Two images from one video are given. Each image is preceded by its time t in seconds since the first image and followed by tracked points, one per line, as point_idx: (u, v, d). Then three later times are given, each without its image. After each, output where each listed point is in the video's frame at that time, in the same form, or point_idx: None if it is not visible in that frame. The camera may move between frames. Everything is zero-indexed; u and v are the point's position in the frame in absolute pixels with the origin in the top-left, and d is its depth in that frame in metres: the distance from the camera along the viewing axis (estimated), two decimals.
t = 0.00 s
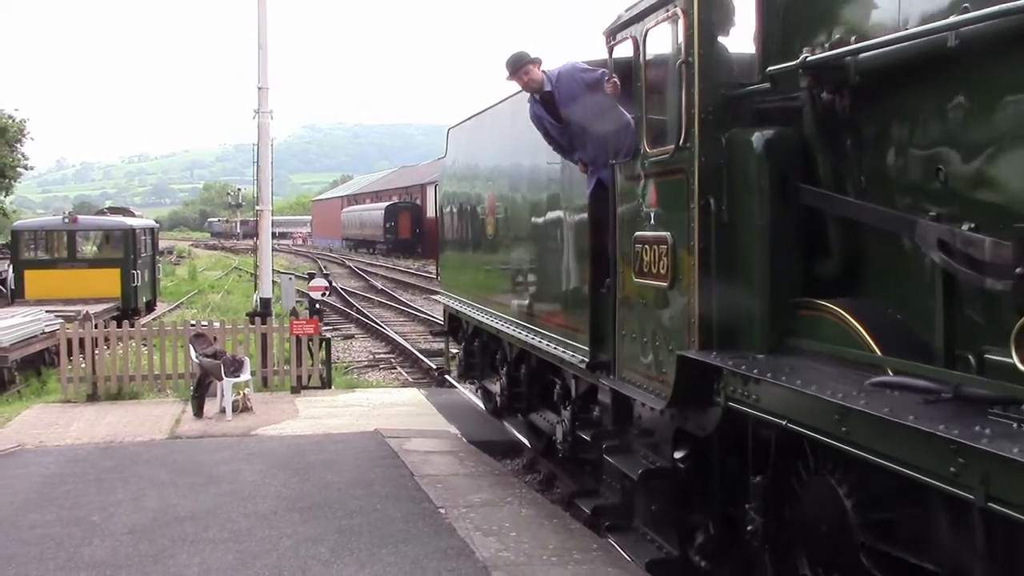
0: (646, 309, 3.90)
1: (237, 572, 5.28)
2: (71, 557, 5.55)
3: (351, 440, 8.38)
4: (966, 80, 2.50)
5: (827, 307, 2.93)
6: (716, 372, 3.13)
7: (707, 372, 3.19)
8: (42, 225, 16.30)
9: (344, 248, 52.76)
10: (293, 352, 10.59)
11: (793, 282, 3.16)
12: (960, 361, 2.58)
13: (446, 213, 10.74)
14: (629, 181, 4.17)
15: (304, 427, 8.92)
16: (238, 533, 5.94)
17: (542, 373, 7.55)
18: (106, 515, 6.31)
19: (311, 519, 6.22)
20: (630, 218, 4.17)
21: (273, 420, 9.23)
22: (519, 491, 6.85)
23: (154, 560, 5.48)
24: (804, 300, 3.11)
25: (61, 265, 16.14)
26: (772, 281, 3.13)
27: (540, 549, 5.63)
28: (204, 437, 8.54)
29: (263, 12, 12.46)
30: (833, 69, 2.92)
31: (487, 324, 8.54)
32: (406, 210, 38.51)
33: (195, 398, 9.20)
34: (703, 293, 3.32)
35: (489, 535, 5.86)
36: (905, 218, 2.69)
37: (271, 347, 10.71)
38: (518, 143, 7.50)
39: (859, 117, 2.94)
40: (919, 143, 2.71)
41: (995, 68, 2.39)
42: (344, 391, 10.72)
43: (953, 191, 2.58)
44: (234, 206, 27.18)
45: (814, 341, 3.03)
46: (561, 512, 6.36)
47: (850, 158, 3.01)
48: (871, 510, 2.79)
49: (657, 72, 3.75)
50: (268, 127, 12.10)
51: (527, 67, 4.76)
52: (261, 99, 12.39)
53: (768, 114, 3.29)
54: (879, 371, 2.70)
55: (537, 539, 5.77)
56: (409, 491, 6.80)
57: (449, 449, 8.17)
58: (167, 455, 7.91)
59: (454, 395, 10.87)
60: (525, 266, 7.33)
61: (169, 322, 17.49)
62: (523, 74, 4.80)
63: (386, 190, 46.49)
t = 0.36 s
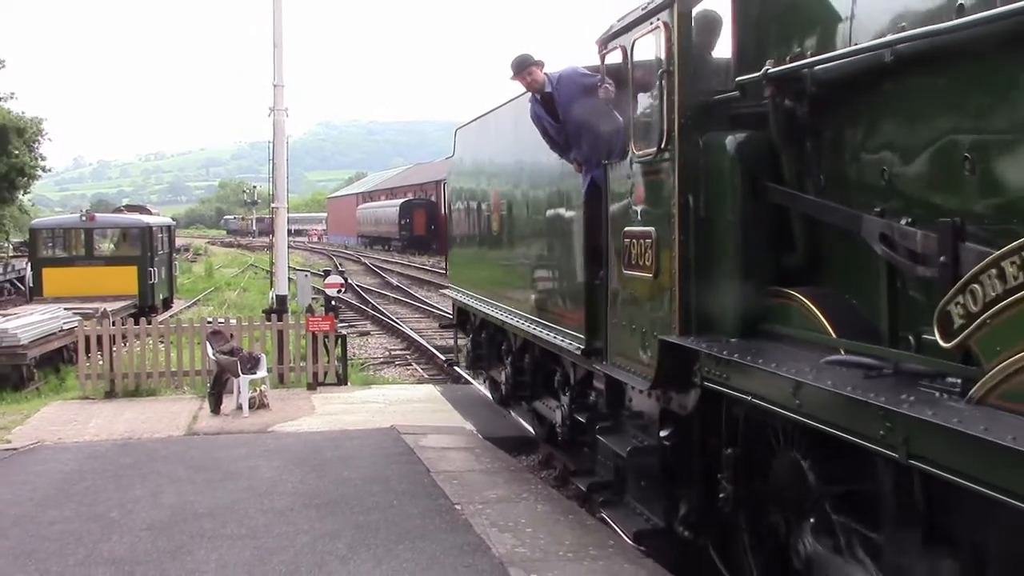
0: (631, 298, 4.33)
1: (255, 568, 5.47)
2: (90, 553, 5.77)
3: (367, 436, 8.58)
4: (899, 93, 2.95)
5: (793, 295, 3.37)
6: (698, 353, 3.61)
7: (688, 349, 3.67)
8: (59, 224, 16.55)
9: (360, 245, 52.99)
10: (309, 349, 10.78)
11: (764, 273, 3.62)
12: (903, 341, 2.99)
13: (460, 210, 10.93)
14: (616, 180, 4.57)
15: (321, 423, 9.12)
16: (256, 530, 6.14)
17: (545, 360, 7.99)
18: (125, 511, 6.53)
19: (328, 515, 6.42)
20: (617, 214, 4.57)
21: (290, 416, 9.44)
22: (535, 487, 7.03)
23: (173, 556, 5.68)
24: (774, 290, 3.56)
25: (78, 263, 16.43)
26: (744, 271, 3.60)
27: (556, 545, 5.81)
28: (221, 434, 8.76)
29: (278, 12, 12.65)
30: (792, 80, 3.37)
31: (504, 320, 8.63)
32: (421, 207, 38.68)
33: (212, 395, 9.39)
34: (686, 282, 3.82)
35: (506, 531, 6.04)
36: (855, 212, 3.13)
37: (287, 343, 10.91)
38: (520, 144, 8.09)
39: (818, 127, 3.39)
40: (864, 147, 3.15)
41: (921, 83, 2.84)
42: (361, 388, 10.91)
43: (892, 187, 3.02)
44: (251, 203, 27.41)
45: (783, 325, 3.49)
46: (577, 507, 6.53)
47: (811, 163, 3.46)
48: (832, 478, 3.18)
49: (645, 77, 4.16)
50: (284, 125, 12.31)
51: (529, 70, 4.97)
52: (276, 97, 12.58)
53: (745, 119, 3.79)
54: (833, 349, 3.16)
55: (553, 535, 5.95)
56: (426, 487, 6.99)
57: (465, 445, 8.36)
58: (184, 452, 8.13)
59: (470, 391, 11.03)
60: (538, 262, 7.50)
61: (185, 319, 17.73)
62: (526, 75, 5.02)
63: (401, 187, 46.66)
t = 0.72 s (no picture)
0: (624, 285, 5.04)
1: (271, 566, 5.74)
2: (107, 550, 6.05)
3: (382, 434, 8.86)
4: (845, 106, 3.59)
5: (764, 287, 4.02)
6: (679, 341, 4.30)
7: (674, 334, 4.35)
8: (74, 224, 16.88)
9: (374, 243, 53.28)
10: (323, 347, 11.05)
11: (737, 264, 4.27)
12: (856, 325, 3.62)
13: (471, 208, 11.16)
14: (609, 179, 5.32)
15: (336, 421, 9.40)
16: (271, 527, 6.42)
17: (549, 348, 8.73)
18: (141, 509, 6.83)
19: (343, 512, 6.70)
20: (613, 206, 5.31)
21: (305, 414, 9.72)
22: (550, 484, 7.30)
23: (190, 554, 5.96)
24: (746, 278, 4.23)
25: (93, 262, 16.79)
26: (720, 265, 4.27)
27: (570, 542, 6.07)
28: (236, 432, 9.05)
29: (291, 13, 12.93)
30: (755, 90, 3.97)
31: (514, 315, 8.91)
32: (434, 205, 38.94)
33: (228, 393, 9.66)
34: (670, 272, 4.53)
35: (520, 528, 6.31)
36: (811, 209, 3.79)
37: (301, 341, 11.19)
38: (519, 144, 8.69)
39: (780, 134, 4.03)
40: (818, 153, 3.81)
41: (865, 88, 3.44)
42: (375, 386, 11.17)
43: (842, 186, 3.68)
44: (265, 200, 27.69)
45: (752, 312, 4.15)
46: (591, 505, 6.79)
47: (775, 164, 4.11)
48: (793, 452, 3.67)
49: (631, 83, 4.90)
50: (297, 124, 12.59)
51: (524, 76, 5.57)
52: (290, 98, 12.91)
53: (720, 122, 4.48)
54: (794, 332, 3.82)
55: (567, 533, 6.22)
56: (440, 485, 7.26)
57: (479, 442, 8.63)
58: (199, 450, 8.42)
59: (483, 388, 11.26)
60: (548, 260, 7.75)
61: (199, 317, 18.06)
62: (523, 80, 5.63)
63: (414, 185, 46.86)
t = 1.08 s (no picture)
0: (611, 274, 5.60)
1: (277, 567, 5.04)
2: (118, 550, 5.36)
3: (392, 433, 8.13)
4: (802, 117, 3.90)
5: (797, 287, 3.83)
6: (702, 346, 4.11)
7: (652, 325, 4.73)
8: (85, 223, 16.08)
9: (383, 243, 52.56)
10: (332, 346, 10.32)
11: (711, 263, 4.71)
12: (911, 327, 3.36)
13: (479, 204, 10.55)
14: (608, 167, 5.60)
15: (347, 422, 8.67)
16: (282, 526, 5.71)
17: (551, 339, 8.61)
18: (151, 509, 6.12)
19: (355, 512, 5.98)
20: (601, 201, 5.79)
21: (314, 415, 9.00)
22: (559, 484, 6.49)
23: (192, 553, 5.26)
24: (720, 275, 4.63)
25: (103, 262, 15.99)
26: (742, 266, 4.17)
27: (579, 542, 5.32)
28: (246, 432, 8.33)
29: None
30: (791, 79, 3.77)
31: (523, 319, 8.26)
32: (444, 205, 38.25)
33: (238, 394, 8.95)
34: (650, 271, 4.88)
35: (529, 528, 5.55)
36: (773, 209, 4.14)
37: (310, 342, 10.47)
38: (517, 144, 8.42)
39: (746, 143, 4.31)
40: (783, 158, 4.10)
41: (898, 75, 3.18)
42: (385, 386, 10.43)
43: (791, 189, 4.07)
44: (274, 200, 27.06)
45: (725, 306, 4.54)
46: (599, 505, 6.01)
47: (745, 169, 4.41)
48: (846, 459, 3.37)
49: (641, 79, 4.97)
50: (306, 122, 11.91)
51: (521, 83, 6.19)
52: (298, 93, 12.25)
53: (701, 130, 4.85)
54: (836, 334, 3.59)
55: (576, 533, 5.45)
56: (450, 484, 6.50)
57: (489, 443, 7.88)
58: (209, 450, 7.69)
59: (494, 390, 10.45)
60: (557, 260, 7.10)
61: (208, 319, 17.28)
62: (519, 91, 6.27)
63: (423, 185, 46.15)
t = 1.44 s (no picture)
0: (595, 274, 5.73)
1: (283, 566, 4.92)
2: (123, 549, 5.23)
3: (396, 434, 7.97)
4: (768, 126, 4.08)
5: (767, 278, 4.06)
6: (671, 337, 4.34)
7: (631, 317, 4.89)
8: (91, 223, 15.46)
9: (388, 243, 52.40)
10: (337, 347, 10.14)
11: (688, 260, 4.88)
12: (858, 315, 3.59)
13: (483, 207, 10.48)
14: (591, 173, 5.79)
15: (350, 422, 8.54)
16: (286, 527, 5.56)
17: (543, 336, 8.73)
18: (157, 509, 5.98)
19: (359, 512, 5.84)
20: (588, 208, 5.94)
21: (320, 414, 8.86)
22: (563, 485, 6.33)
23: (199, 553, 5.13)
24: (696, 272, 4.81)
25: (109, 262, 15.30)
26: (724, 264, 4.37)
27: (584, 544, 5.18)
28: (251, 431, 8.18)
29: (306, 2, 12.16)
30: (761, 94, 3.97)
31: (524, 319, 8.09)
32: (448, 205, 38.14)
33: (243, 394, 8.79)
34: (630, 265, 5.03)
35: (533, 529, 5.42)
36: (739, 211, 4.32)
37: (315, 342, 10.28)
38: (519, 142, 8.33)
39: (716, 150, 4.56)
40: (749, 163, 4.29)
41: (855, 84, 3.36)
42: (390, 387, 10.29)
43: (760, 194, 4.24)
44: (279, 201, 26.91)
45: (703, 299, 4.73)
46: (605, 507, 5.87)
47: (716, 174, 4.61)
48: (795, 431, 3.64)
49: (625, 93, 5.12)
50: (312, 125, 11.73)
51: (512, 92, 6.26)
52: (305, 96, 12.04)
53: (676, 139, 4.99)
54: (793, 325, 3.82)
55: (581, 534, 5.31)
56: (453, 485, 6.36)
57: (493, 444, 7.74)
58: (213, 450, 7.54)
59: (500, 391, 10.28)
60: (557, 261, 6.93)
61: (214, 318, 17.06)
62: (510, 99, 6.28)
63: (428, 184, 45.97)
